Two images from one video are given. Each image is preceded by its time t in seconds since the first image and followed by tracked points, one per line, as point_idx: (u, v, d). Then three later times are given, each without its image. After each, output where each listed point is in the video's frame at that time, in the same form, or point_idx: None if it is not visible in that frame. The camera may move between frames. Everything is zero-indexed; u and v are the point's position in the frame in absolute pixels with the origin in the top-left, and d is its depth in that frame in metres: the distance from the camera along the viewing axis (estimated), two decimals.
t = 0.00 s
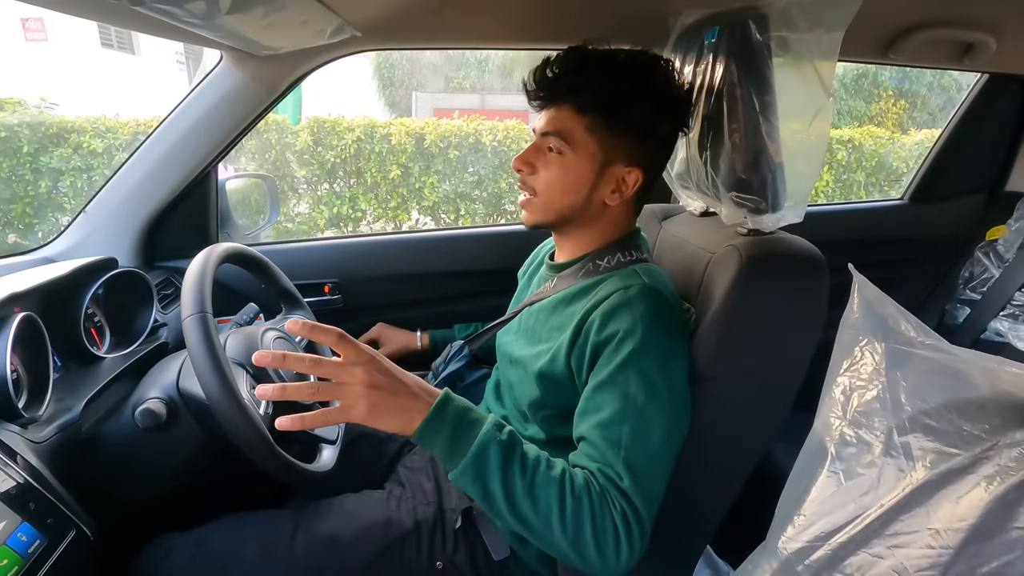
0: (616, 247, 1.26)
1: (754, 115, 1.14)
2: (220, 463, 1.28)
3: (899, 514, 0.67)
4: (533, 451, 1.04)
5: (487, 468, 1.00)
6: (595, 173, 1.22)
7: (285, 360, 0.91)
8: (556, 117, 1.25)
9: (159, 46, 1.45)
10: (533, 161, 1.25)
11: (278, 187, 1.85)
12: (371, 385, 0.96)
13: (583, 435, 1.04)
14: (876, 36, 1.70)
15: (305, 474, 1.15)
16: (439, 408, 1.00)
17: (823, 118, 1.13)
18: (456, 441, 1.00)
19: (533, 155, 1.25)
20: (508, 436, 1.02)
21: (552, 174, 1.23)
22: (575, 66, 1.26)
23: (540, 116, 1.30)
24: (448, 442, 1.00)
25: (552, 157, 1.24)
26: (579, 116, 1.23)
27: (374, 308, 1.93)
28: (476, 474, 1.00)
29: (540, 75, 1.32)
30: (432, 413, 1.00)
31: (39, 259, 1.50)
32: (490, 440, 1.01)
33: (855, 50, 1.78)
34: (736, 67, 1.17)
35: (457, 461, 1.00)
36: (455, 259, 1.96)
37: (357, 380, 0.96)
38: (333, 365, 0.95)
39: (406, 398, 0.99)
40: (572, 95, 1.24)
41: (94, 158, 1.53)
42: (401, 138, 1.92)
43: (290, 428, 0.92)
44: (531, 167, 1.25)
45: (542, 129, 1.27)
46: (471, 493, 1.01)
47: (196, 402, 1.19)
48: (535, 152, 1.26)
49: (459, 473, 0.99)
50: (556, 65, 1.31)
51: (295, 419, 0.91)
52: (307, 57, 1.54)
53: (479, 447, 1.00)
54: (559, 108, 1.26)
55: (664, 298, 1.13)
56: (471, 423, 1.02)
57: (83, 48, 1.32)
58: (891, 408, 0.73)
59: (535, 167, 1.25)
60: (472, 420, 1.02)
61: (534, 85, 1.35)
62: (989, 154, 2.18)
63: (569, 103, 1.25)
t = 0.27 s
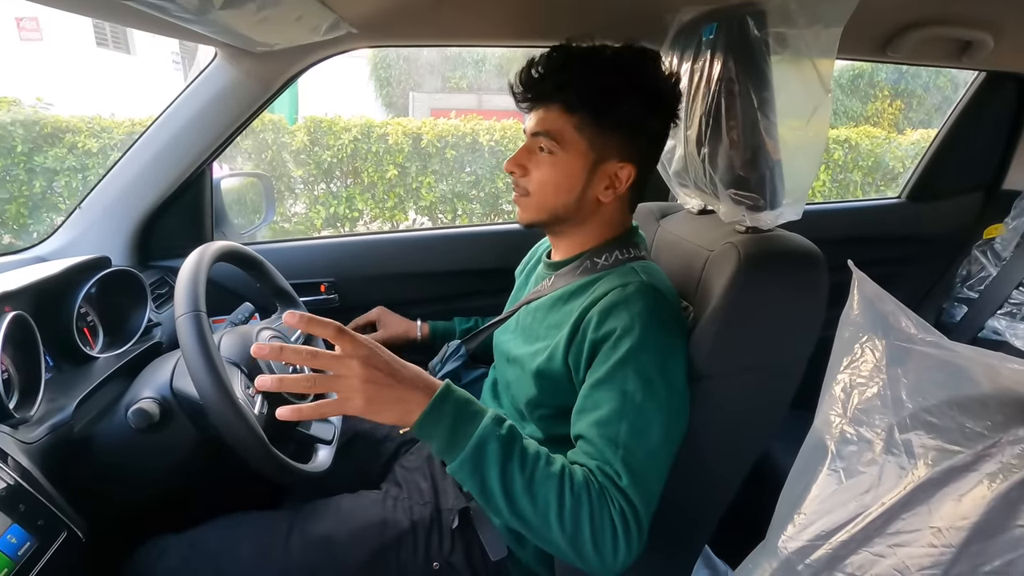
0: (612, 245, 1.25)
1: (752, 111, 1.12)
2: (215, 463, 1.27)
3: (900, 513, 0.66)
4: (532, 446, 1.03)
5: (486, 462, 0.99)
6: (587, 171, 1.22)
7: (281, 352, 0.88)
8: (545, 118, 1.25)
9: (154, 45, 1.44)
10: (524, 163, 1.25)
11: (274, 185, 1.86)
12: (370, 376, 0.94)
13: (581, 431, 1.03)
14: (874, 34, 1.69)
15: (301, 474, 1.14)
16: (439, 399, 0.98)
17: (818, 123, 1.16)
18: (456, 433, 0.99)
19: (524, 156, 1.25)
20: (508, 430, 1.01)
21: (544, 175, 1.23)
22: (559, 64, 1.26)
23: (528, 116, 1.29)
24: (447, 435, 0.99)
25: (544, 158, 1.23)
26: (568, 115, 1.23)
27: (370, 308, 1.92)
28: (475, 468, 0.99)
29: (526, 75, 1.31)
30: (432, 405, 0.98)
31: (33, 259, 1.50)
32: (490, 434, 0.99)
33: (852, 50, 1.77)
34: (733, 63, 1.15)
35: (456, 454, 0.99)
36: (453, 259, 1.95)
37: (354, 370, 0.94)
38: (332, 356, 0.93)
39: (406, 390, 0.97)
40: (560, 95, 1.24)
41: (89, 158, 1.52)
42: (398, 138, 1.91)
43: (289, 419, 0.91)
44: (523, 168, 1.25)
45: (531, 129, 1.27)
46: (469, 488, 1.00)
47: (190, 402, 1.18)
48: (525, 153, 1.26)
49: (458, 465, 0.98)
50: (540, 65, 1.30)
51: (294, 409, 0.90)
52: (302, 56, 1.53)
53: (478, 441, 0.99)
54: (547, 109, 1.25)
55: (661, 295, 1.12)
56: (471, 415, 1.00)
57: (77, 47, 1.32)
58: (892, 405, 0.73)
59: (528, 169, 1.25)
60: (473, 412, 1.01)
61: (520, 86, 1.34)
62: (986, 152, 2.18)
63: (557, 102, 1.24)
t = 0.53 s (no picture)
0: (608, 242, 1.25)
1: (750, 107, 1.12)
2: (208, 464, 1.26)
3: (901, 510, 0.66)
4: (527, 448, 1.02)
5: (480, 467, 0.98)
6: (588, 168, 1.21)
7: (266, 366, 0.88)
8: (551, 110, 1.24)
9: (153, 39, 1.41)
10: (525, 152, 1.24)
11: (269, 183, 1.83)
12: (359, 387, 0.94)
13: (579, 432, 1.03)
14: (871, 31, 1.69)
15: (296, 474, 1.13)
16: (433, 407, 0.97)
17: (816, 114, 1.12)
18: (449, 439, 0.98)
19: (526, 146, 1.24)
20: (502, 434, 1.00)
21: (544, 166, 1.22)
22: (572, 58, 1.25)
23: (535, 107, 1.29)
24: (440, 440, 0.97)
25: (546, 149, 1.22)
26: (574, 110, 1.22)
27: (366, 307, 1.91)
28: (470, 474, 0.98)
29: (537, 65, 1.31)
30: (423, 411, 0.97)
31: (24, 258, 1.48)
32: (483, 439, 0.98)
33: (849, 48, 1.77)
34: (730, 59, 1.15)
35: (450, 460, 0.98)
36: (448, 257, 1.94)
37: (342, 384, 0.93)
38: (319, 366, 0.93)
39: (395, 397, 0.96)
40: (568, 88, 1.23)
41: (83, 157, 1.52)
42: (394, 137, 1.92)
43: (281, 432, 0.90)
44: (524, 157, 1.24)
45: (536, 120, 1.26)
46: (464, 493, 0.99)
47: (183, 402, 1.17)
48: (528, 142, 1.25)
49: (452, 471, 0.97)
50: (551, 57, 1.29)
51: (284, 421, 0.89)
52: (295, 52, 1.52)
53: (471, 446, 0.98)
54: (554, 101, 1.24)
55: (658, 292, 1.12)
56: (464, 421, 0.99)
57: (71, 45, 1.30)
58: (892, 401, 0.72)
59: (528, 158, 1.23)
60: (466, 417, 0.99)
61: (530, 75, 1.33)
62: (983, 150, 2.18)
63: (564, 96, 1.23)
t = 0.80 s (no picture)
0: (606, 244, 1.25)
1: (745, 110, 1.12)
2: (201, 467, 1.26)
3: (896, 511, 0.66)
4: (511, 458, 1.00)
5: (461, 483, 0.96)
6: (589, 171, 1.21)
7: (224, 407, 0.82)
8: (550, 115, 1.24)
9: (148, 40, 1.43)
10: (525, 160, 1.24)
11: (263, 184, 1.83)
12: (329, 417, 0.88)
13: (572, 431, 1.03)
14: (864, 35, 1.70)
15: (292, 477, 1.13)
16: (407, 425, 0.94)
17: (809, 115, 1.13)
18: (427, 455, 0.95)
19: (526, 153, 1.24)
20: (481, 447, 0.98)
21: (544, 172, 1.21)
22: (568, 63, 1.25)
23: (533, 114, 1.28)
24: (417, 458, 0.95)
25: (546, 155, 1.22)
26: (573, 114, 1.22)
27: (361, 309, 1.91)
28: (452, 490, 0.96)
29: (533, 72, 1.31)
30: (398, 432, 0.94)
31: (18, 259, 1.48)
32: (463, 455, 0.96)
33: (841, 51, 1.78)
34: (725, 61, 1.15)
35: (429, 478, 0.95)
36: (444, 259, 1.95)
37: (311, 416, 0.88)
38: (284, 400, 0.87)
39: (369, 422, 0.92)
40: (566, 92, 1.23)
41: (77, 158, 1.51)
42: (390, 139, 1.89)
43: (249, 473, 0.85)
44: (524, 165, 1.24)
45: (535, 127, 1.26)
46: (448, 509, 0.97)
47: (176, 404, 1.15)
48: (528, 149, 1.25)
49: (433, 489, 0.95)
50: (547, 63, 1.29)
51: (251, 464, 0.82)
52: (290, 54, 1.52)
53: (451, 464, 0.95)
54: (552, 106, 1.24)
55: (655, 293, 1.12)
56: (441, 438, 0.96)
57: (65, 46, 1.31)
58: (887, 402, 0.72)
59: (528, 165, 1.23)
60: (442, 435, 0.96)
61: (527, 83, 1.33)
62: (975, 152, 2.19)
63: (562, 101, 1.23)
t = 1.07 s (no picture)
0: (603, 248, 1.25)
1: (742, 114, 1.12)
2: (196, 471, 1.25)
3: (897, 514, 0.66)
4: (462, 415, 1.02)
5: (406, 425, 0.97)
6: (586, 183, 1.21)
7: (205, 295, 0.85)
8: (542, 124, 1.22)
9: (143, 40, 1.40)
10: (518, 170, 1.23)
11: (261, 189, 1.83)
12: (298, 335, 0.91)
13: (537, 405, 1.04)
14: (859, 39, 1.71)
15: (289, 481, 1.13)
16: (370, 360, 0.97)
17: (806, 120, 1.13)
18: (377, 397, 0.97)
19: (519, 163, 1.23)
20: (433, 398, 1.00)
21: (539, 184, 1.21)
22: (560, 69, 1.23)
23: (522, 120, 1.26)
24: (367, 394, 0.97)
25: (540, 166, 1.21)
26: (567, 123, 1.21)
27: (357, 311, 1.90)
28: (395, 433, 0.97)
29: (523, 76, 1.28)
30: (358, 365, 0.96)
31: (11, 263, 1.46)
32: (413, 400, 0.98)
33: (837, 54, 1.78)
34: (722, 65, 1.14)
35: (375, 416, 0.97)
36: (441, 262, 1.95)
37: (282, 331, 0.91)
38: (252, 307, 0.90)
39: (329, 348, 0.94)
40: (558, 101, 1.21)
41: (71, 161, 1.49)
42: (385, 141, 1.88)
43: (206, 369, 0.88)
44: (517, 175, 1.23)
45: (527, 135, 1.24)
46: (390, 451, 0.99)
47: (171, 407, 1.13)
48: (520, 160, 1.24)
49: (377, 426, 0.97)
50: (537, 66, 1.27)
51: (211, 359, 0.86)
52: (286, 57, 1.52)
53: (400, 404, 0.97)
54: (546, 114, 1.22)
55: (651, 293, 1.13)
56: (397, 380, 0.98)
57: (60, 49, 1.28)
58: (886, 404, 0.73)
59: (521, 176, 1.22)
60: (396, 379, 0.98)
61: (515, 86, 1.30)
62: (969, 155, 2.20)
63: (556, 110, 1.21)
